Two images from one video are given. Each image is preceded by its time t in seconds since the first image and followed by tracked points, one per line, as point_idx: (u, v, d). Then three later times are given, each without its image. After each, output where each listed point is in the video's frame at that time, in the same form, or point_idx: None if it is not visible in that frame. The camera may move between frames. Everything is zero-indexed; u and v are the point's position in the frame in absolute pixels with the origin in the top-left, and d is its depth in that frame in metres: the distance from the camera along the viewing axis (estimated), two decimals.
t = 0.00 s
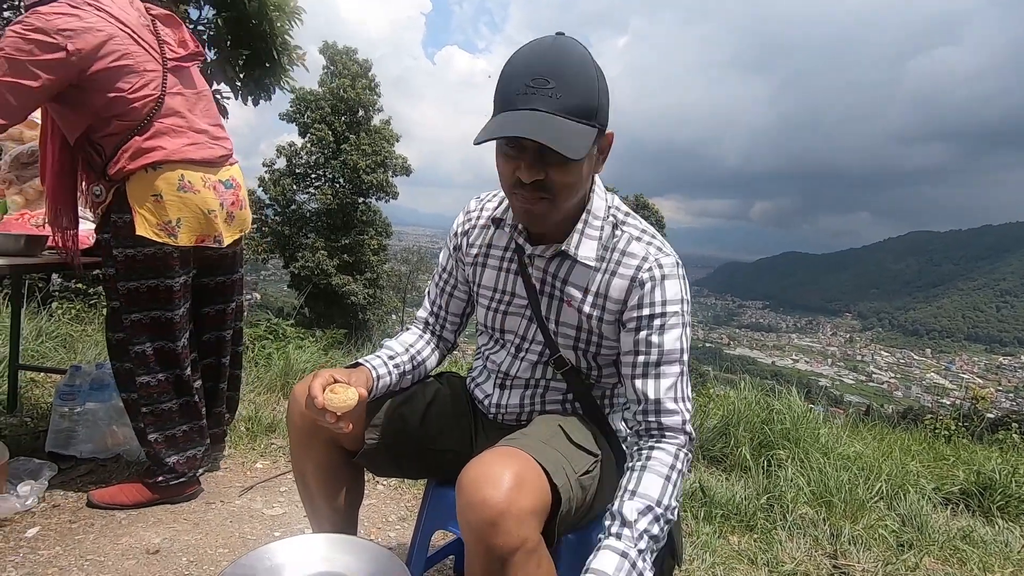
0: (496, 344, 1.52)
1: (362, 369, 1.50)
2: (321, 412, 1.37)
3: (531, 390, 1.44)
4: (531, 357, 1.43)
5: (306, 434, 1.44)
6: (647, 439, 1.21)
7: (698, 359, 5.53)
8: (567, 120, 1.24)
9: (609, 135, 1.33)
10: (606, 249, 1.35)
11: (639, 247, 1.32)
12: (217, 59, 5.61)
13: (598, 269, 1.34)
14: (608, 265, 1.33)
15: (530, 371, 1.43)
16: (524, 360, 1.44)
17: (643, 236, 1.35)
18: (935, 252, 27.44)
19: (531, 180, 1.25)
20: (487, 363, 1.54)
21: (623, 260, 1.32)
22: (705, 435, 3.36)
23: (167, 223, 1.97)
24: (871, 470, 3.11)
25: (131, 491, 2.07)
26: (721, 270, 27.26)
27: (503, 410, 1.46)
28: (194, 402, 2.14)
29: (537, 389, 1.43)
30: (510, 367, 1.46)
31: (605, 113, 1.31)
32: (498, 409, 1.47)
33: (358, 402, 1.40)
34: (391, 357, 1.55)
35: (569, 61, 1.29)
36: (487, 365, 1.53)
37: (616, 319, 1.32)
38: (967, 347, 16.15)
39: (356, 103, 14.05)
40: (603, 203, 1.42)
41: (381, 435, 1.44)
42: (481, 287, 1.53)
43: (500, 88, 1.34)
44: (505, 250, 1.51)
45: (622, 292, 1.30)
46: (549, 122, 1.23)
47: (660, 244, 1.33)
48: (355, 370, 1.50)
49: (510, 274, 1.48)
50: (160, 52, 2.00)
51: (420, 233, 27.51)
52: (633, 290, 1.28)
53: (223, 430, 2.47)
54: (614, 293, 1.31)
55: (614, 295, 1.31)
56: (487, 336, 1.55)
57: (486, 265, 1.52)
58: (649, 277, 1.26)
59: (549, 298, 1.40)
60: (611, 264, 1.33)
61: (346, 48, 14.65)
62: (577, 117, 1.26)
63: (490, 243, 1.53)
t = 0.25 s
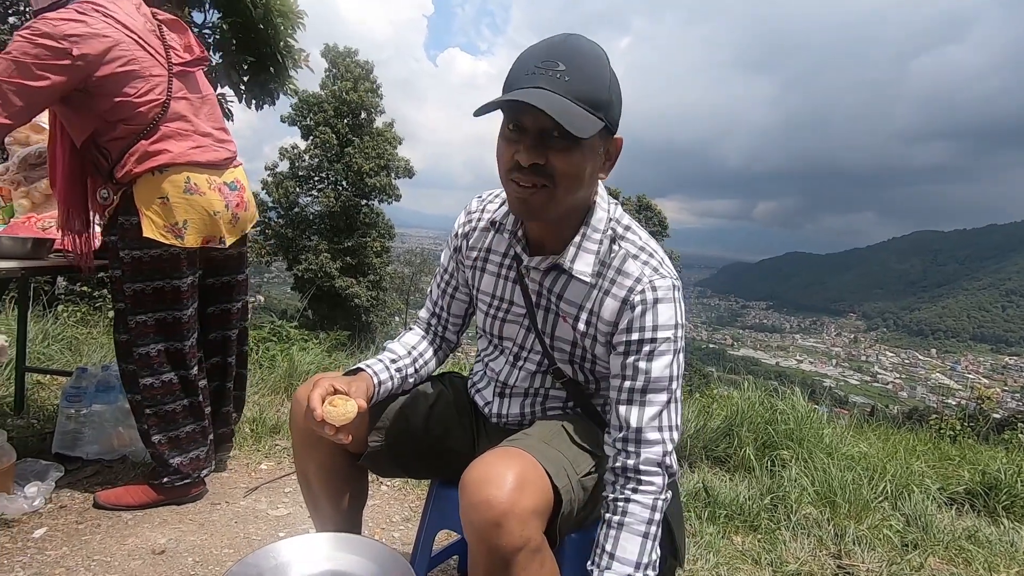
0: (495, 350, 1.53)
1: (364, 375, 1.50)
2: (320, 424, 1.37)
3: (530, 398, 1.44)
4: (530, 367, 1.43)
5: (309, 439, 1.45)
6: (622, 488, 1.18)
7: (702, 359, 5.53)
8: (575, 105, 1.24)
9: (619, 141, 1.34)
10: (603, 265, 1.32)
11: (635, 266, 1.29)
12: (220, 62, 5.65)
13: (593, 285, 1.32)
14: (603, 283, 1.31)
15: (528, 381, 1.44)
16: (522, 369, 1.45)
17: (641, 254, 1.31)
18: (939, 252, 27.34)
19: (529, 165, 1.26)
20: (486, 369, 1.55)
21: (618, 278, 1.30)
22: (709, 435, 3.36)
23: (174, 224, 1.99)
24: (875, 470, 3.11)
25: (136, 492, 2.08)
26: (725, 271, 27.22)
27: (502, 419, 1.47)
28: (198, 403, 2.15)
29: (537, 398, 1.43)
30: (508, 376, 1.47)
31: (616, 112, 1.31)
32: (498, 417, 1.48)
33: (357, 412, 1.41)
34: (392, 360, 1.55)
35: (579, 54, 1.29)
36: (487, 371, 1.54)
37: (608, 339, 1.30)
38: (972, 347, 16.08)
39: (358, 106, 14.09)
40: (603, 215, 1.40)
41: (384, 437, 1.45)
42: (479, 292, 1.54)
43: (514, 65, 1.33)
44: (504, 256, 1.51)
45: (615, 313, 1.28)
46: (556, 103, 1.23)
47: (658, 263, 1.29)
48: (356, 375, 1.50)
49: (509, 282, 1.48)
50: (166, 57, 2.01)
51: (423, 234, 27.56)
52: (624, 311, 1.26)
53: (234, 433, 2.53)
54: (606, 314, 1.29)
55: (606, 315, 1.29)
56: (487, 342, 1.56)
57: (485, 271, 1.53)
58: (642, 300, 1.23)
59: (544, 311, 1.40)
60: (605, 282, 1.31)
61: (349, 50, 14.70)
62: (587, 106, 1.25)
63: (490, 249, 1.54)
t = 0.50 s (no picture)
0: (497, 358, 1.53)
1: (365, 381, 1.50)
2: (321, 435, 1.37)
3: (533, 407, 1.44)
4: (530, 379, 1.43)
5: (312, 444, 1.46)
6: (616, 523, 1.17)
7: (705, 359, 5.52)
8: (549, 113, 1.21)
9: (617, 155, 1.26)
10: (600, 282, 1.31)
11: (633, 286, 1.27)
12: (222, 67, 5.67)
13: (590, 304, 1.31)
14: (599, 301, 1.30)
15: (529, 392, 1.44)
16: (523, 380, 1.45)
17: (639, 272, 1.30)
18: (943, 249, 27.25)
19: (505, 175, 1.23)
20: (488, 376, 1.55)
21: (615, 298, 1.28)
22: (713, 435, 3.35)
23: (182, 227, 2.00)
24: (881, 469, 3.10)
25: (142, 496, 2.09)
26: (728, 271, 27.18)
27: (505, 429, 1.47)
28: (202, 407, 2.16)
29: (540, 407, 1.43)
30: (510, 387, 1.47)
31: (616, 125, 1.24)
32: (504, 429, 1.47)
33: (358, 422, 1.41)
34: (394, 365, 1.56)
35: (576, 60, 1.24)
36: (489, 378, 1.55)
37: (605, 360, 1.29)
38: (977, 345, 16.02)
39: (360, 109, 14.13)
40: (602, 229, 1.37)
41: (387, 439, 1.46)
42: (480, 300, 1.54)
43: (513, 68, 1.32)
44: (504, 265, 1.51)
45: (611, 335, 1.26)
46: (529, 113, 1.20)
47: (656, 283, 1.27)
48: (357, 382, 1.50)
49: (508, 294, 1.48)
50: (185, 70, 2.04)
51: (425, 237, 27.59)
52: (620, 334, 1.25)
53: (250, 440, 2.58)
54: (603, 335, 1.28)
55: (602, 336, 1.28)
56: (489, 348, 1.56)
57: (485, 279, 1.54)
58: (638, 324, 1.22)
59: (542, 327, 1.39)
60: (601, 301, 1.30)
61: (350, 54, 14.74)
62: (570, 117, 1.21)
63: (490, 256, 1.54)
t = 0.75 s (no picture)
0: (503, 357, 1.53)
1: (371, 383, 1.49)
2: (327, 438, 1.36)
3: (537, 406, 1.44)
4: (536, 375, 1.43)
5: (318, 444, 1.46)
6: (622, 516, 1.16)
7: (707, 358, 5.52)
8: (521, 112, 1.24)
9: (600, 154, 1.22)
10: (606, 278, 1.31)
11: (639, 281, 1.27)
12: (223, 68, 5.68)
13: (596, 298, 1.31)
14: (605, 296, 1.30)
15: (534, 389, 1.44)
16: (528, 377, 1.44)
17: (644, 268, 1.29)
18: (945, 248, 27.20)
19: (489, 168, 1.30)
20: (493, 375, 1.55)
21: (620, 293, 1.28)
22: (716, 435, 3.35)
23: (198, 224, 2.02)
24: (885, 468, 3.10)
25: (147, 497, 2.10)
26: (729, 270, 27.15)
27: (509, 427, 1.47)
28: (210, 407, 2.15)
29: (544, 406, 1.43)
30: (514, 384, 1.46)
31: (600, 122, 1.22)
32: (506, 426, 1.47)
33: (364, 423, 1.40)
34: (400, 364, 1.55)
35: (564, 57, 1.25)
36: (494, 377, 1.54)
37: (610, 355, 1.28)
38: (980, 344, 15.98)
39: (361, 110, 14.15)
40: (609, 226, 1.36)
41: (391, 438, 1.47)
42: (487, 297, 1.54)
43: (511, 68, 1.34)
44: (511, 263, 1.51)
45: (617, 330, 1.26)
46: (503, 111, 1.26)
47: (662, 279, 1.27)
48: (362, 382, 1.49)
49: (515, 290, 1.48)
50: (210, 82, 2.11)
51: (427, 237, 27.59)
52: (625, 328, 1.24)
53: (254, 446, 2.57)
54: (608, 330, 1.27)
55: (608, 331, 1.27)
56: (495, 347, 1.56)
57: (492, 276, 1.54)
58: (643, 318, 1.21)
59: (548, 322, 1.39)
60: (607, 296, 1.30)
61: (350, 55, 14.75)
62: (540, 114, 1.22)
63: (497, 254, 1.54)
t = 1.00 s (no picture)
0: (511, 344, 1.53)
1: (378, 374, 1.51)
2: (336, 419, 1.38)
3: (545, 390, 1.44)
4: (545, 355, 1.43)
5: (325, 440, 1.46)
6: (663, 452, 1.20)
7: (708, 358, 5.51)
8: (527, 91, 1.28)
9: (600, 123, 1.26)
10: (617, 244, 1.36)
11: (649, 242, 1.33)
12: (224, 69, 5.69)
13: (609, 263, 1.35)
14: (618, 260, 1.34)
15: (543, 370, 1.44)
16: (538, 358, 1.45)
17: (653, 231, 1.35)
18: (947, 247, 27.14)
19: (500, 144, 1.34)
20: (501, 364, 1.54)
21: (634, 254, 1.33)
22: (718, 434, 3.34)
23: (221, 223, 2.08)
24: (888, 467, 3.09)
25: (150, 497, 2.10)
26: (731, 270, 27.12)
27: (519, 411, 1.47)
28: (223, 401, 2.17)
29: (551, 390, 1.43)
30: (524, 367, 1.46)
31: (596, 95, 1.26)
32: (513, 409, 1.48)
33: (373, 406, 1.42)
34: (406, 360, 1.56)
35: (563, 42, 1.31)
36: (502, 365, 1.54)
37: (630, 314, 1.31)
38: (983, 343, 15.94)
39: (362, 111, 14.17)
40: (613, 200, 1.43)
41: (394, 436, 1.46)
42: (496, 286, 1.54)
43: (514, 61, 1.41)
44: (520, 248, 1.52)
45: (635, 287, 1.30)
46: (510, 89, 1.29)
47: (670, 238, 1.33)
48: (368, 374, 1.51)
49: (524, 273, 1.49)
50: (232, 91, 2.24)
51: (428, 238, 27.60)
52: (645, 284, 1.28)
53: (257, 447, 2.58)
54: (626, 288, 1.31)
55: (626, 290, 1.31)
56: (502, 336, 1.56)
57: (502, 264, 1.54)
58: (660, 271, 1.26)
59: (561, 294, 1.41)
60: (621, 259, 1.34)
61: (352, 56, 14.76)
62: (542, 89, 1.27)
63: (506, 243, 1.55)
